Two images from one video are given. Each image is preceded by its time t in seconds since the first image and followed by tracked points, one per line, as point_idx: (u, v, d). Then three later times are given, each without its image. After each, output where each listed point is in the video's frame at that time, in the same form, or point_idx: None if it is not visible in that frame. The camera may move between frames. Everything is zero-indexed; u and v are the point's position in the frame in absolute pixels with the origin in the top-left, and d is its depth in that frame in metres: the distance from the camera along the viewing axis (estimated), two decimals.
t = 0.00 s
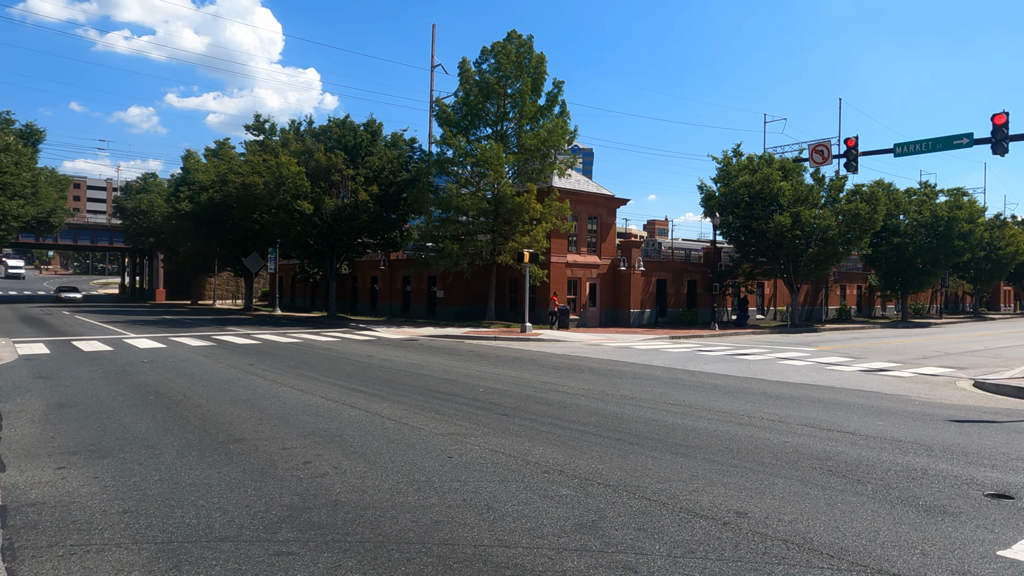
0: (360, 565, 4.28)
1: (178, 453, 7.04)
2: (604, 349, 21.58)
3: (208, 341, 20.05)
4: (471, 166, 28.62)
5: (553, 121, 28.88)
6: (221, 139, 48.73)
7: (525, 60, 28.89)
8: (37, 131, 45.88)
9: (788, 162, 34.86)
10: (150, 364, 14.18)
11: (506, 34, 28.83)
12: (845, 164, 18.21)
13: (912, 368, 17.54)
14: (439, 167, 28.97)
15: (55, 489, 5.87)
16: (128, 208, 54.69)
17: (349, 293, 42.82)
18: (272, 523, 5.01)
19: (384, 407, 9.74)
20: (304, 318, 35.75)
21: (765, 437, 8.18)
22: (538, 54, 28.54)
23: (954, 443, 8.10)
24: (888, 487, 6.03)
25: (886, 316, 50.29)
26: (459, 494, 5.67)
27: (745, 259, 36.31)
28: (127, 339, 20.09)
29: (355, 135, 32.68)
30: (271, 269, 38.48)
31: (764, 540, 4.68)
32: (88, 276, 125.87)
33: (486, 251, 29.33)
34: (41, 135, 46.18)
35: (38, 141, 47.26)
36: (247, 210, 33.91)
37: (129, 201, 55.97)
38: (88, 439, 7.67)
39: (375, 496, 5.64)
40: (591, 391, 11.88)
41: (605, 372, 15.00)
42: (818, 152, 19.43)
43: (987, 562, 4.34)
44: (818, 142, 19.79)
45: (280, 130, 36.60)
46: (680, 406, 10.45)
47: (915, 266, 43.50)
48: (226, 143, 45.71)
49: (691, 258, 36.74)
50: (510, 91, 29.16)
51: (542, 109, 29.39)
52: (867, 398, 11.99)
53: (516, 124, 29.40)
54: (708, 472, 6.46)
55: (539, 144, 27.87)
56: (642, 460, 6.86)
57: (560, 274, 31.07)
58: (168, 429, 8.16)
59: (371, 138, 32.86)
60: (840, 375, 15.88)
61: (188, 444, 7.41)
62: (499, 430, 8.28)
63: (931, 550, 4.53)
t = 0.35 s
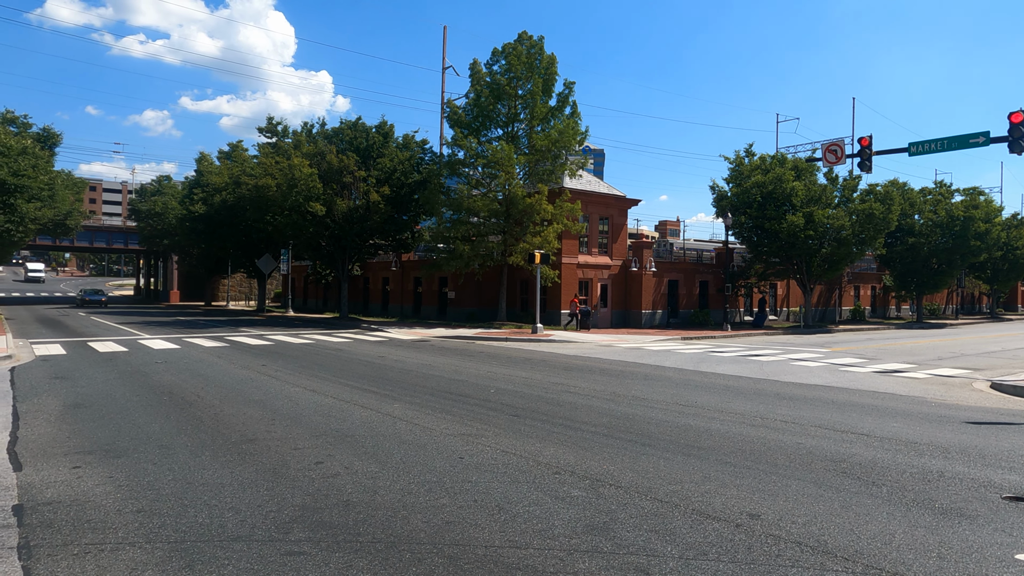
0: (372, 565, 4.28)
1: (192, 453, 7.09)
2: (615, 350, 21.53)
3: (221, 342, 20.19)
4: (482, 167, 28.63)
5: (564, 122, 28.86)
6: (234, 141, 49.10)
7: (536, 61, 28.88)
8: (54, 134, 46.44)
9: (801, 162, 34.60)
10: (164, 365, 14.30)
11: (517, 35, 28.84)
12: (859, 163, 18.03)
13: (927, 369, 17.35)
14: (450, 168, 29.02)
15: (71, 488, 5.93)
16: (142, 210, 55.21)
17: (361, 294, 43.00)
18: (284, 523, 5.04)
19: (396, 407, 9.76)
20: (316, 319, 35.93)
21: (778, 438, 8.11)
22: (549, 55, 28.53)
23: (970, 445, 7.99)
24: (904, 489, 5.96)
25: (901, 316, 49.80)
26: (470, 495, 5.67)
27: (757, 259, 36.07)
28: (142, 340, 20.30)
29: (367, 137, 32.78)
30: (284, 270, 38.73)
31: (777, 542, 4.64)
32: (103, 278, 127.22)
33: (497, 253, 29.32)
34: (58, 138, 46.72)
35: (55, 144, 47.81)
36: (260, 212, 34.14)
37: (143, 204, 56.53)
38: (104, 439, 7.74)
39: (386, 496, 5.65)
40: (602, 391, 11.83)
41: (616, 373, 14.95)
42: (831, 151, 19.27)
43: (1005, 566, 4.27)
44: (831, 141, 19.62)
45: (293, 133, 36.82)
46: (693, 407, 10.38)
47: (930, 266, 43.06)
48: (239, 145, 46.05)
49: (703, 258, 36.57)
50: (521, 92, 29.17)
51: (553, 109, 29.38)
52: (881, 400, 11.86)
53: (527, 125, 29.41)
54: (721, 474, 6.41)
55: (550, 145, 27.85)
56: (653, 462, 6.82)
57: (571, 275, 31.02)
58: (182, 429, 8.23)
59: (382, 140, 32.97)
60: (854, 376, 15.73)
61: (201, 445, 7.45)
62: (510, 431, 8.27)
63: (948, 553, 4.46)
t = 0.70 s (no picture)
0: (384, 566, 4.29)
1: (207, 453, 7.13)
2: (628, 351, 21.45)
3: (236, 343, 20.35)
4: (494, 169, 28.64)
5: (576, 122, 28.82)
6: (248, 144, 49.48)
7: (548, 62, 28.87)
8: (72, 138, 47.04)
9: (815, 161, 34.32)
10: (179, 365, 14.45)
11: (528, 36, 28.83)
12: (874, 162, 17.84)
13: (945, 371, 17.11)
14: (462, 169, 29.06)
15: (88, 488, 5.99)
16: (159, 213, 55.74)
17: (374, 295, 43.18)
18: (297, 524, 5.05)
19: (408, 408, 9.79)
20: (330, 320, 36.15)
21: (793, 440, 8.04)
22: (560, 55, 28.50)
23: (990, 447, 7.87)
24: (922, 492, 5.87)
25: (918, 317, 49.27)
26: (482, 497, 5.65)
27: (771, 259, 35.79)
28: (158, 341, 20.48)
29: (380, 139, 32.89)
30: (298, 271, 39.00)
31: (793, 545, 4.59)
32: (121, 279, 128.75)
33: (509, 254, 29.28)
34: (75, 142, 47.32)
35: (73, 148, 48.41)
36: (274, 214, 34.38)
37: (159, 206, 57.11)
38: (120, 439, 7.81)
39: (399, 497, 5.65)
40: (615, 392, 11.78)
41: (629, 374, 14.89)
42: (846, 150, 19.08)
43: None
44: (846, 140, 19.42)
45: (306, 135, 37.05)
46: (706, 408, 10.31)
47: (948, 266, 42.56)
48: (253, 148, 46.42)
49: (716, 259, 36.35)
50: (533, 93, 29.16)
51: (565, 110, 29.36)
52: (897, 401, 11.72)
53: (539, 126, 29.39)
54: (736, 475, 6.36)
55: (562, 146, 27.83)
56: (667, 464, 6.77)
57: (584, 276, 30.96)
58: (197, 430, 8.29)
59: (395, 141, 33.07)
60: (870, 377, 15.56)
61: (216, 446, 7.50)
62: (523, 432, 8.24)
63: (968, 558, 4.39)
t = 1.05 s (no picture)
0: (399, 566, 4.29)
1: (222, 454, 7.17)
2: (640, 352, 21.35)
3: (250, 344, 20.45)
4: (505, 169, 28.62)
5: (587, 122, 28.77)
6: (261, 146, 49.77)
7: (559, 62, 28.83)
8: (87, 141, 47.52)
9: (829, 160, 34.04)
10: (194, 366, 14.56)
11: (539, 37, 28.80)
12: (889, 161, 17.65)
13: (962, 371, 16.90)
14: (474, 170, 29.07)
15: (105, 488, 6.05)
16: (173, 215, 56.17)
17: (386, 296, 43.32)
18: (312, 523, 5.07)
19: (421, 409, 9.80)
20: (343, 321, 36.29)
21: (809, 441, 7.97)
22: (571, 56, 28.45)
23: (1010, 449, 7.76)
24: (941, 494, 5.80)
25: (934, 317, 48.76)
26: (496, 497, 5.65)
27: (784, 259, 35.54)
28: (172, 342, 20.64)
29: (391, 140, 32.95)
30: (310, 272, 39.17)
31: (810, 548, 4.55)
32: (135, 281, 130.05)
33: (521, 254, 29.25)
34: (91, 145, 47.80)
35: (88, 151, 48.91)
36: (286, 216, 34.57)
37: (174, 208, 57.62)
38: (136, 439, 7.88)
39: (412, 498, 5.65)
40: (627, 393, 11.73)
41: (642, 374, 14.83)
42: (861, 149, 18.90)
43: None
44: (860, 139, 19.23)
45: (318, 137, 37.22)
46: (720, 409, 10.24)
47: (964, 265, 42.07)
48: (265, 150, 46.71)
49: (729, 259, 36.17)
50: (544, 93, 29.12)
51: (577, 111, 29.30)
52: (914, 402, 11.58)
53: (550, 126, 29.36)
54: (751, 477, 6.31)
55: (573, 146, 27.77)
56: (681, 465, 6.73)
57: (596, 276, 30.89)
58: (212, 430, 8.35)
59: (406, 143, 33.15)
60: (885, 378, 15.41)
61: (230, 446, 7.54)
62: (536, 433, 8.22)
63: (990, 561, 4.33)
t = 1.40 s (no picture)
0: (411, 568, 4.29)
1: (234, 455, 7.20)
2: (651, 353, 21.26)
3: (261, 345, 20.55)
4: (515, 170, 28.60)
5: (597, 123, 28.71)
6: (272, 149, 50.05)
7: (568, 63, 28.80)
8: (101, 145, 47.98)
9: (841, 160, 33.79)
10: (206, 367, 14.67)
11: (549, 38, 28.79)
12: (903, 160, 17.48)
13: (977, 373, 16.70)
14: (484, 171, 29.05)
15: (119, 488, 6.09)
16: (185, 217, 56.69)
17: (396, 297, 43.43)
18: (324, 525, 5.08)
19: (432, 410, 9.81)
20: (353, 322, 36.40)
21: (822, 443, 7.90)
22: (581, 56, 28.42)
23: None
24: (958, 497, 5.72)
25: (947, 317, 48.29)
26: (508, 499, 5.63)
27: (796, 260, 35.31)
28: (185, 343, 20.78)
29: (402, 142, 33.03)
30: (321, 274, 39.34)
31: (826, 551, 4.50)
32: (149, 282, 131.22)
33: (531, 255, 29.22)
34: (104, 148, 48.26)
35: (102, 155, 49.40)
36: (297, 218, 34.72)
37: (186, 211, 58.08)
38: (150, 440, 7.93)
39: (424, 500, 5.65)
40: (638, 395, 11.68)
41: (652, 375, 14.77)
42: (873, 149, 18.73)
43: None
44: (873, 138, 19.07)
45: (329, 139, 37.36)
46: (732, 410, 10.18)
47: (979, 265, 41.62)
48: (276, 152, 46.97)
49: (740, 259, 35.98)
50: (554, 94, 29.10)
51: (586, 111, 29.25)
52: (929, 404, 11.45)
53: (560, 127, 29.33)
54: (765, 479, 6.26)
55: (583, 146, 27.72)
56: (694, 467, 6.69)
57: (606, 277, 30.82)
58: (224, 431, 8.39)
59: (416, 144, 33.22)
60: (900, 379, 15.26)
61: (243, 447, 7.56)
62: (547, 434, 8.20)
63: (1009, 565, 4.26)
